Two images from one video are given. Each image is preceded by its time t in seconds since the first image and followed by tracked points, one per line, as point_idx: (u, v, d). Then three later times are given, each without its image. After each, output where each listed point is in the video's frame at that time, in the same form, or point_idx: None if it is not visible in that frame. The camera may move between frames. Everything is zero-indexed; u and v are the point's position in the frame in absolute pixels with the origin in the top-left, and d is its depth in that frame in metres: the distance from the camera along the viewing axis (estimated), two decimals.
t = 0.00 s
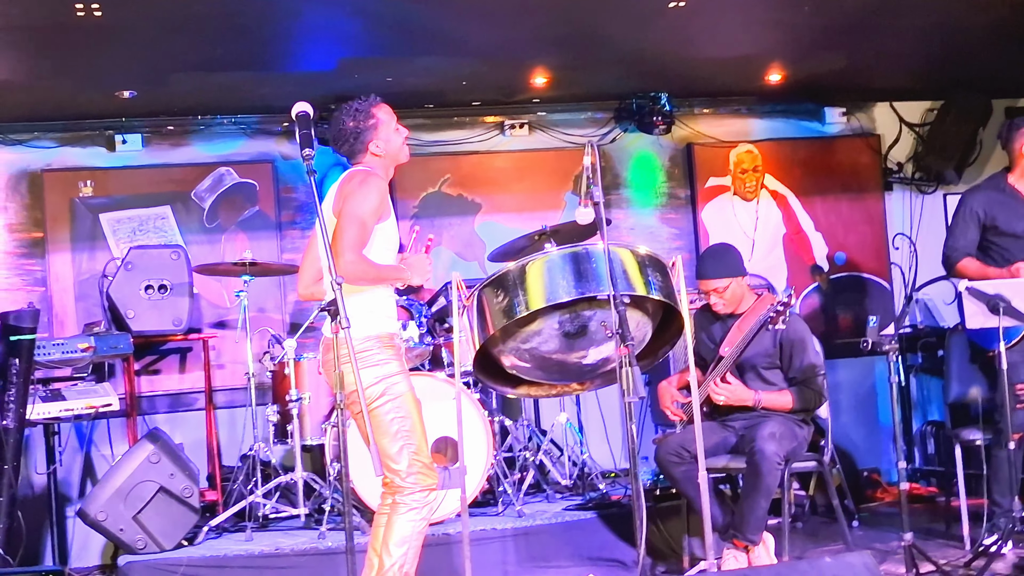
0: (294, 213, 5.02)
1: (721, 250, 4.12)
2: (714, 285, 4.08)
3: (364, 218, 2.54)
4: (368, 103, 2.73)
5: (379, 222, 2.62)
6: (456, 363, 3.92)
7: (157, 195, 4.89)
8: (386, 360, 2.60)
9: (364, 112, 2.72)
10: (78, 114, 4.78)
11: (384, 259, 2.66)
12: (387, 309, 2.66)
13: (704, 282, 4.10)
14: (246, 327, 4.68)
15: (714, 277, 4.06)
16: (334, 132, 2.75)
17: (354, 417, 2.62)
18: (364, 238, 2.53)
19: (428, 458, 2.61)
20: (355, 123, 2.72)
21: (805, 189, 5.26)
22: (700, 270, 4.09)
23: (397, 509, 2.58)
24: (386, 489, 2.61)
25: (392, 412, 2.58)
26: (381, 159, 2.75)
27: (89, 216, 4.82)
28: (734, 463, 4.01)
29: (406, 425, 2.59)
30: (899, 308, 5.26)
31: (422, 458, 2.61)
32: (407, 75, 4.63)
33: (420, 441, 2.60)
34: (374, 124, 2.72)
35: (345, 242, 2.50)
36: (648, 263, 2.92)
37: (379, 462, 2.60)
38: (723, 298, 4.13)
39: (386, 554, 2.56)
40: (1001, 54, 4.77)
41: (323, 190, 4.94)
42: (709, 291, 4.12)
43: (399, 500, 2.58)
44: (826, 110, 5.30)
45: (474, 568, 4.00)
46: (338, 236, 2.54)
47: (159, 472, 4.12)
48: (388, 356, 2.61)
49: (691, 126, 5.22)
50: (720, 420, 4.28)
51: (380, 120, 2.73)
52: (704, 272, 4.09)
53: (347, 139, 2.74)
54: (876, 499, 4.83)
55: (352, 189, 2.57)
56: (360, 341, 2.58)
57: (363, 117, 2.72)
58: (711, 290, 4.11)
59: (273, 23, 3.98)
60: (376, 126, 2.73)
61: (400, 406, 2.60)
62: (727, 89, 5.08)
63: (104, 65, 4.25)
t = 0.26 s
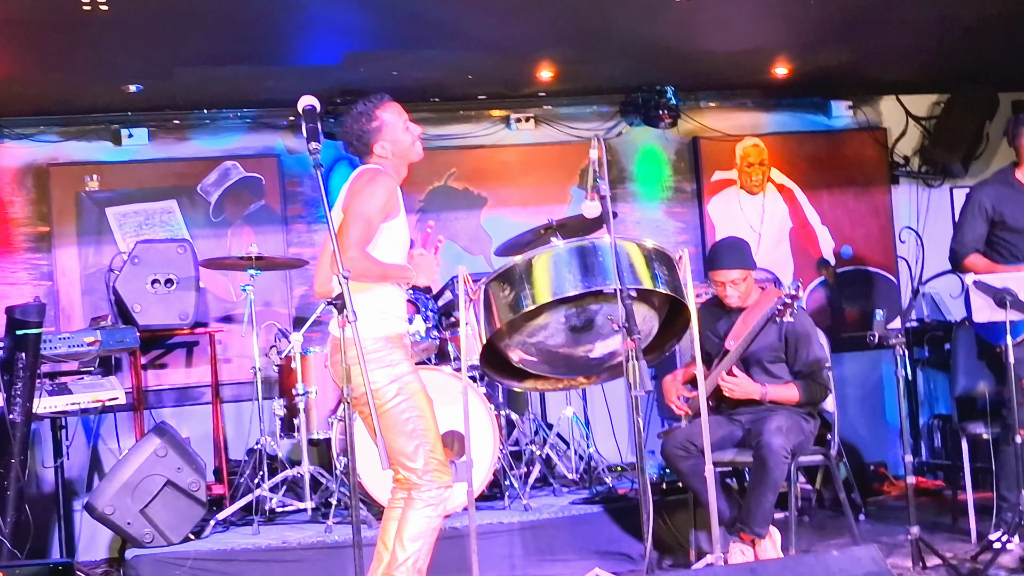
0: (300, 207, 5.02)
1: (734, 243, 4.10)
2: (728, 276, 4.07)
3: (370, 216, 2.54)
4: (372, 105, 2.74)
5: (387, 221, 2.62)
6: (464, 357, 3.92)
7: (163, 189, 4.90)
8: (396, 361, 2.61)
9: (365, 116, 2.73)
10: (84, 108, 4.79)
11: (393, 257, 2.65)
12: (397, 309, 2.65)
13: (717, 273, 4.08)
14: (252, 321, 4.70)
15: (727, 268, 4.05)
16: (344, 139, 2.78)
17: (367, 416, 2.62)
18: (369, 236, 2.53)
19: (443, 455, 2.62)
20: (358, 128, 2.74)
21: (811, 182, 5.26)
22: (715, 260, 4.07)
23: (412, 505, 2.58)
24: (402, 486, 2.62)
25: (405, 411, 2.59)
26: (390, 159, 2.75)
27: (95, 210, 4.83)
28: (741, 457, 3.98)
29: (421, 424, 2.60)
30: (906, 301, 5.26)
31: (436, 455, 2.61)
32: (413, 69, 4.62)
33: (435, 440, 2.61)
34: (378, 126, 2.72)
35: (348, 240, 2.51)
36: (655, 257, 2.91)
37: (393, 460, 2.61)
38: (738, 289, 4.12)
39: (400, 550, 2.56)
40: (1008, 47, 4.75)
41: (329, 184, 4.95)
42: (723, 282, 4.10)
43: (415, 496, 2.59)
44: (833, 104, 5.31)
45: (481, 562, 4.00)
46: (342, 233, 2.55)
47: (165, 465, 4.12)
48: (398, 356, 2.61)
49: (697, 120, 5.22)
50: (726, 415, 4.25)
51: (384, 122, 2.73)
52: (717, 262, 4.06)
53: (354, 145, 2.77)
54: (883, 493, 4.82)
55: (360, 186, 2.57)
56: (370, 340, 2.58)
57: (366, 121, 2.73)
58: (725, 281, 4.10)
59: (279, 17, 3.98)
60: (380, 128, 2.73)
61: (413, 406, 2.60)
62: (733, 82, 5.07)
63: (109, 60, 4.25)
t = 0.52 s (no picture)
0: (309, 204, 5.03)
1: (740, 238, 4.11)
2: (735, 271, 4.08)
3: (388, 219, 2.55)
4: (386, 111, 2.75)
5: (405, 224, 2.63)
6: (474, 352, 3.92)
7: (173, 184, 4.91)
8: (413, 362, 2.61)
9: (379, 123, 2.75)
10: (94, 104, 4.80)
11: (409, 260, 2.65)
12: (412, 313, 2.66)
13: (725, 268, 4.10)
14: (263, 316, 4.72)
15: (735, 262, 4.06)
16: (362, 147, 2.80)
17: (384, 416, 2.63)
18: (386, 239, 2.54)
19: (462, 455, 2.62)
20: (373, 135, 2.76)
21: (819, 180, 5.27)
22: (722, 255, 4.08)
23: (430, 504, 2.59)
24: (421, 485, 2.63)
25: (422, 412, 2.59)
26: (408, 163, 2.75)
27: (104, 205, 4.84)
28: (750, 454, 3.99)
29: (439, 425, 2.60)
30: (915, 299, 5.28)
31: (455, 454, 2.61)
32: (422, 66, 4.63)
33: (454, 440, 2.61)
34: (392, 132, 2.74)
35: (365, 240, 2.51)
36: (666, 253, 2.91)
37: (411, 460, 2.62)
38: (746, 284, 4.12)
39: (417, 548, 2.57)
40: (1016, 46, 4.76)
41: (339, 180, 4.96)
42: (732, 276, 4.10)
43: (433, 495, 2.59)
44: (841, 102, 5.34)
45: (490, 558, 4.01)
46: (360, 234, 2.56)
47: (174, 461, 4.12)
48: (414, 357, 2.62)
49: (706, 118, 5.24)
50: (735, 412, 4.24)
51: (399, 127, 2.74)
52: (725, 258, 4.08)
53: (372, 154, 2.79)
54: (890, 492, 4.83)
55: (379, 189, 2.58)
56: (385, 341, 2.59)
57: (380, 127, 2.75)
58: (732, 276, 4.11)
59: (290, 13, 3.98)
60: (396, 134, 2.74)
61: (430, 407, 2.61)
62: (742, 80, 5.09)
63: (120, 55, 4.26)
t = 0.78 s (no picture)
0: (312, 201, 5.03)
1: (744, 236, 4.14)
2: (737, 264, 4.09)
3: (401, 221, 2.54)
4: (396, 113, 2.74)
5: (416, 225, 2.62)
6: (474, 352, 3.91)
7: (176, 181, 4.91)
8: (419, 362, 2.61)
9: (389, 125, 2.74)
10: (98, 100, 4.81)
11: (418, 260, 2.65)
12: (419, 312, 2.67)
13: (727, 260, 4.11)
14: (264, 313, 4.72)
15: (737, 255, 4.08)
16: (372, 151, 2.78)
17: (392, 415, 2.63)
18: (398, 241, 2.53)
19: (467, 455, 2.61)
20: (383, 138, 2.75)
21: (822, 181, 5.26)
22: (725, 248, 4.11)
23: (434, 504, 2.58)
24: (425, 485, 2.62)
25: (428, 411, 2.59)
26: (419, 164, 2.75)
27: (107, 201, 4.85)
28: (750, 455, 3.98)
29: (445, 425, 2.60)
30: (917, 301, 5.27)
31: (461, 455, 2.61)
32: (426, 64, 4.63)
33: (460, 441, 2.61)
34: (403, 132, 2.73)
35: (378, 242, 2.50)
36: (667, 254, 2.91)
37: (417, 460, 2.61)
38: (744, 280, 4.11)
39: (419, 548, 2.57)
40: (1022, 48, 4.74)
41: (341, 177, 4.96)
42: (731, 269, 4.12)
43: (437, 495, 2.59)
44: (845, 104, 5.33)
45: (490, 557, 4.01)
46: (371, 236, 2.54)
47: (175, 457, 4.14)
48: (420, 357, 2.62)
49: (709, 118, 5.23)
50: (736, 413, 4.24)
51: (410, 127, 2.74)
52: (729, 249, 4.10)
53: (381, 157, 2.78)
54: (891, 494, 4.83)
55: (391, 190, 2.58)
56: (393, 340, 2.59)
57: (391, 129, 2.74)
58: (732, 269, 4.12)
59: (293, 11, 3.98)
60: (406, 135, 2.74)
61: (436, 407, 2.61)
62: (746, 80, 5.09)
63: (123, 52, 4.26)
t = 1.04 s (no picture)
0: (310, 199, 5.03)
1: (744, 230, 4.17)
2: (734, 254, 4.09)
3: (404, 215, 2.54)
4: (394, 105, 2.76)
5: (419, 221, 2.62)
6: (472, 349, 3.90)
7: (174, 178, 4.91)
8: (426, 359, 2.60)
9: (396, 113, 2.74)
10: (96, 97, 4.81)
11: (422, 258, 2.64)
12: (424, 312, 2.65)
13: (724, 248, 4.12)
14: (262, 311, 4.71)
15: (735, 246, 4.08)
16: (375, 142, 2.75)
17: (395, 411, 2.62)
18: (399, 235, 2.52)
19: (471, 454, 2.62)
20: (391, 126, 2.74)
21: (821, 179, 5.25)
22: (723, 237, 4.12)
23: (437, 502, 2.58)
24: (428, 483, 2.62)
25: (434, 410, 2.58)
26: (424, 152, 2.77)
27: (105, 199, 4.85)
28: (749, 453, 3.97)
29: (450, 423, 2.59)
30: (916, 300, 5.26)
31: (464, 453, 2.61)
32: (424, 62, 4.63)
33: (463, 439, 2.61)
34: (408, 120, 2.75)
35: (379, 236, 2.49)
36: (665, 251, 2.90)
37: (420, 457, 2.60)
38: (737, 273, 4.12)
39: (420, 546, 2.56)
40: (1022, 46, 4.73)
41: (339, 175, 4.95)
42: (728, 260, 4.13)
43: (440, 493, 2.59)
44: (844, 102, 5.33)
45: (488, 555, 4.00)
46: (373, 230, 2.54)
47: (172, 455, 4.13)
48: (428, 356, 2.61)
49: (708, 116, 5.22)
50: (734, 411, 4.23)
51: (413, 116, 2.77)
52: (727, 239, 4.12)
53: (386, 147, 2.75)
54: (890, 494, 4.82)
55: (396, 184, 2.57)
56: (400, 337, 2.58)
57: (395, 117, 2.75)
58: (728, 259, 4.13)
59: (291, 8, 3.97)
60: (409, 124, 2.76)
61: (441, 405, 2.60)
62: (745, 78, 5.08)
63: (121, 49, 4.25)
